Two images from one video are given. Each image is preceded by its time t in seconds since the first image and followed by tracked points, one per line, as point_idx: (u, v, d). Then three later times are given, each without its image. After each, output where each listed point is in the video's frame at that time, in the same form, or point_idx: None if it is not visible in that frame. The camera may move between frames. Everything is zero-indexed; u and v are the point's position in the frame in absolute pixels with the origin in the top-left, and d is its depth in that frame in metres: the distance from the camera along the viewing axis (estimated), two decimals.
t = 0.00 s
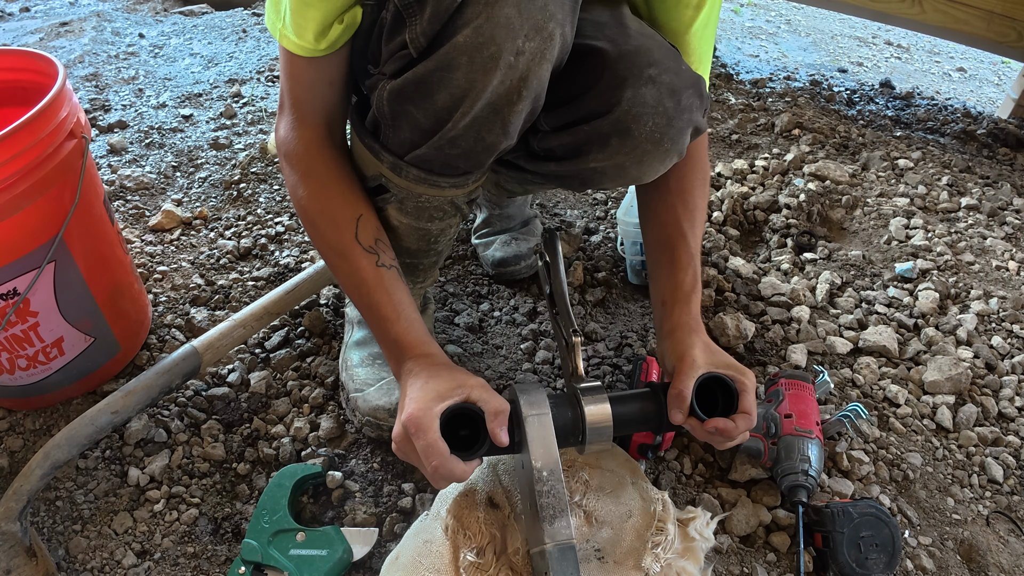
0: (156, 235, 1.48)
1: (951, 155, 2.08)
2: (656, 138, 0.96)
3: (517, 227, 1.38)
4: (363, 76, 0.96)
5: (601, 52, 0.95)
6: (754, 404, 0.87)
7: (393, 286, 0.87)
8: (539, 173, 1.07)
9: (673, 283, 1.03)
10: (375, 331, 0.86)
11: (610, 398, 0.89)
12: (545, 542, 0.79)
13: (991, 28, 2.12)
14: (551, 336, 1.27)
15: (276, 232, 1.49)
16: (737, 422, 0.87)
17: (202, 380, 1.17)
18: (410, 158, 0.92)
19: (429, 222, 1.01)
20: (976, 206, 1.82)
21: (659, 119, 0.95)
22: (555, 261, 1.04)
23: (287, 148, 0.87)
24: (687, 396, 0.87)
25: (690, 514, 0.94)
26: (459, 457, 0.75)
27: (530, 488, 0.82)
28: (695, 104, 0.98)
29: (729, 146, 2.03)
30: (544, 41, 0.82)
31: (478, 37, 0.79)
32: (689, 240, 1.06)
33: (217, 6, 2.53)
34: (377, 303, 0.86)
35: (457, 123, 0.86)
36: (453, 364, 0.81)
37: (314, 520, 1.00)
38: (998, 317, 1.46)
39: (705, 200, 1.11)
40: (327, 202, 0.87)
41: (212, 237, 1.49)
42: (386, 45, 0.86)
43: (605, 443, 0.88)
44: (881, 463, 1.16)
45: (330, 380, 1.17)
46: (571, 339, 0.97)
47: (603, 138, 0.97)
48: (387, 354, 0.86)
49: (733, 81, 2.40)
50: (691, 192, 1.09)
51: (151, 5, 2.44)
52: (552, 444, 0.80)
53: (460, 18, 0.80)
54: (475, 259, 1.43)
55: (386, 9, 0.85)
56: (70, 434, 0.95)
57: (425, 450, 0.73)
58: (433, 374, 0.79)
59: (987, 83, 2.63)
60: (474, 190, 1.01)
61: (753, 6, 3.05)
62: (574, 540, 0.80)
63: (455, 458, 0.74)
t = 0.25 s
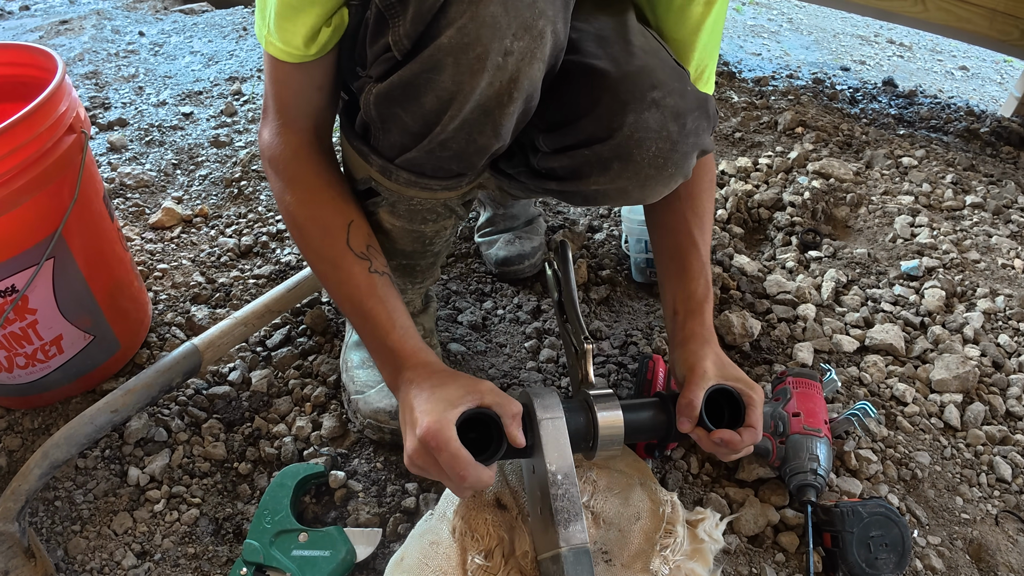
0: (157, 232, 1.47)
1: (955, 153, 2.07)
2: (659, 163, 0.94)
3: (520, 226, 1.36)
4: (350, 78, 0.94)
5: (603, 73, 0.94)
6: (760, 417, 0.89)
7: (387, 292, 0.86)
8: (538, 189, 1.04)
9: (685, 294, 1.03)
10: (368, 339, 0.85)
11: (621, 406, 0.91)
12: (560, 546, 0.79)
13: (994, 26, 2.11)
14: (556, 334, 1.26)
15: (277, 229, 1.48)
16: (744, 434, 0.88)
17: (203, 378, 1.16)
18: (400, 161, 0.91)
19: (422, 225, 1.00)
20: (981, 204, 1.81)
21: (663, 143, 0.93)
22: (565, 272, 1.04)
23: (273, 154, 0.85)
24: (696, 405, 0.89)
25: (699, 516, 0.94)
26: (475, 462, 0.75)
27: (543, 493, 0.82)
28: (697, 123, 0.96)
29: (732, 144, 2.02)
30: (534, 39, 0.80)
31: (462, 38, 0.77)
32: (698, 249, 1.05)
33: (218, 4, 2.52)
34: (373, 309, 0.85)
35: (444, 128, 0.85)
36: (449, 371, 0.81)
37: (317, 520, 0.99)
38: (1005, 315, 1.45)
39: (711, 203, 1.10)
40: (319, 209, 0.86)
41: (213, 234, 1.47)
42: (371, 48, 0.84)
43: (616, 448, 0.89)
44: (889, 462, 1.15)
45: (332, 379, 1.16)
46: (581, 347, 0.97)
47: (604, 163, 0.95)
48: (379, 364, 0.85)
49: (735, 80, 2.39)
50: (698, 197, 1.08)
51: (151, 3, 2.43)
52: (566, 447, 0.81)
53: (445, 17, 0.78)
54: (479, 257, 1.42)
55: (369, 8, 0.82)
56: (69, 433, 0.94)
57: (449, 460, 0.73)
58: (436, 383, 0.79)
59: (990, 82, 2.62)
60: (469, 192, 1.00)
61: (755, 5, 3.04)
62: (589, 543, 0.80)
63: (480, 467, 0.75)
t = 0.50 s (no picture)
0: (154, 233, 1.46)
1: (956, 153, 2.06)
2: (661, 175, 0.93)
3: (520, 227, 1.35)
4: (359, 79, 0.92)
5: (606, 85, 0.92)
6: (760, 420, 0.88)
7: (397, 288, 0.85)
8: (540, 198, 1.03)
9: (684, 296, 1.02)
10: (379, 336, 0.84)
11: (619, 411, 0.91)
12: (557, 550, 0.79)
13: (996, 25, 2.10)
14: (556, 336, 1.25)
15: (276, 230, 1.47)
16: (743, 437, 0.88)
17: (200, 381, 1.15)
18: (411, 165, 0.89)
19: (430, 230, 0.99)
20: (983, 204, 1.80)
21: (666, 157, 0.92)
22: (564, 278, 1.04)
23: (284, 150, 0.85)
24: (695, 408, 0.88)
25: (701, 520, 0.92)
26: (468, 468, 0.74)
27: (540, 497, 0.82)
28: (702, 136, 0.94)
29: (733, 144, 2.00)
30: (554, 45, 0.79)
31: (484, 45, 0.76)
32: (698, 251, 1.04)
33: (216, 3, 2.50)
34: (382, 306, 0.84)
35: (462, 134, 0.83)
36: (457, 370, 0.80)
37: (315, 525, 0.98)
38: (1008, 317, 1.44)
39: (710, 204, 1.08)
40: (329, 205, 0.85)
41: (210, 235, 1.46)
42: (386, 52, 0.82)
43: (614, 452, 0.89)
44: (892, 465, 1.14)
45: (330, 382, 1.15)
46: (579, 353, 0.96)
47: (606, 176, 0.94)
48: (391, 360, 0.84)
49: (736, 79, 2.38)
50: (697, 198, 1.06)
51: (150, 2, 2.41)
52: (563, 451, 0.81)
53: (466, 23, 0.76)
54: (478, 258, 1.41)
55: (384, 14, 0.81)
56: (64, 437, 0.93)
57: (437, 462, 0.72)
58: (440, 382, 0.78)
59: (991, 81, 2.61)
60: (477, 199, 1.00)
61: (756, 4, 3.03)
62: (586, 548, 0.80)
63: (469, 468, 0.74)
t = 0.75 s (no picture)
0: (150, 235, 1.44)
1: (957, 153, 2.05)
2: (660, 177, 0.92)
3: (518, 228, 1.34)
4: (364, 79, 0.90)
5: (606, 85, 0.91)
6: (754, 422, 0.88)
7: (399, 287, 0.84)
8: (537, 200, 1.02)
9: (678, 298, 1.01)
10: (379, 333, 0.83)
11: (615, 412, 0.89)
12: (553, 554, 0.78)
13: (997, 25, 2.09)
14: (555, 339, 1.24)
15: (273, 232, 1.46)
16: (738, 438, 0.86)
17: (195, 385, 1.14)
18: (418, 166, 0.88)
19: (435, 232, 0.98)
20: (985, 205, 1.79)
21: (665, 158, 0.91)
22: (556, 280, 1.04)
23: (292, 144, 0.84)
24: (689, 410, 0.87)
25: (700, 525, 0.91)
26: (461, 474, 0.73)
27: (536, 500, 0.81)
28: (701, 137, 0.94)
29: (734, 145, 2.00)
30: (566, 47, 0.78)
31: (497, 46, 0.76)
32: (693, 253, 1.03)
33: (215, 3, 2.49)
34: (382, 305, 0.83)
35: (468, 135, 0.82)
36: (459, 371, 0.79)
37: (312, 532, 0.97)
38: (1010, 319, 1.43)
39: (705, 207, 1.07)
40: (334, 198, 0.84)
41: (207, 237, 1.45)
42: (393, 54, 0.81)
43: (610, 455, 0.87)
44: (894, 470, 1.13)
45: (328, 386, 1.14)
46: (575, 355, 0.95)
47: (604, 176, 0.93)
48: (389, 358, 0.83)
49: (736, 79, 2.37)
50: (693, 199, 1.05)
51: (148, 2, 2.40)
52: (558, 454, 0.79)
53: (479, 24, 0.76)
54: (477, 260, 1.40)
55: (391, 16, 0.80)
56: (58, 443, 0.92)
57: (427, 465, 0.71)
58: (438, 383, 0.77)
59: (992, 81, 2.60)
60: (482, 201, 0.98)
61: (756, 3, 3.02)
62: (582, 552, 0.79)
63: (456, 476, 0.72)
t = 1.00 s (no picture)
0: (151, 234, 1.43)
1: (962, 151, 2.04)
2: (663, 172, 0.91)
3: (521, 226, 1.32)
4: (359, 70, 0.90)
5: (608, 77, 0.90)
6: (764, 426, 0.86)
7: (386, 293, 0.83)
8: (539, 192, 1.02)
9: (689, 300, 1.00)
10: (364, 340, 0.82)
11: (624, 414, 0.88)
12: (561, 555, 0.76)
13: (1000, 23, 2.08)
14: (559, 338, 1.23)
15: (274, 230, 1.45)
16: (749, 444, 0.85)
17: (196, 386, 1.13)
18: (410, 157, 0.87)
19: (429, 226, 0.95)
20: (990, 203, 1.77)
21: (668, 152, 0.89)
22: (565, 282, 1.03)
23: (280, 152, 0.83)
24: (699, 414, 0.86)
25: (710, 527, 0.90)
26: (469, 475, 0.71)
27: (544, 502, 0.79)
28: (706, 133, 0.92)
29: (738, 143, 1.98)
30: (556, 32, 0.77)
31: (484, 30, 0.74)
32: (703, 254, 1.02)
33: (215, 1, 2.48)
34: (369, 312, 0.81)
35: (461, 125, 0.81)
36: (449, 376, 0.77)
37: (315, 534, 0.96)
38: (1017, 318, 1.42)
39: (717, 208, 1.06)
40: (321, 205, 0.83)
41: (208, 235, 1.44)
42: (384, 39, 0.80)
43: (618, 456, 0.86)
44: (903, 470, 1.12)
45: (330, 386, 1.13)
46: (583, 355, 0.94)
47: (606, 170, 0.92)
48: (375, 365, 0.81)
49: (739, 77, 2.36)
50: (704, 199, 1.04)
51: None
52: (567, 454, 0.79)
53: (465, 9, 0.74)
54: (480, 259, 1.38)
55: None
56: (57, 443, 0.91)
57: (444, 469, 0.70)
58: (429, 389, 0.75)
59: (995, 79, 2.59)
60: (477, 193, 0.95)
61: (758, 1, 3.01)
62: (591, 554, 0.77)
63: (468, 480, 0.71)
